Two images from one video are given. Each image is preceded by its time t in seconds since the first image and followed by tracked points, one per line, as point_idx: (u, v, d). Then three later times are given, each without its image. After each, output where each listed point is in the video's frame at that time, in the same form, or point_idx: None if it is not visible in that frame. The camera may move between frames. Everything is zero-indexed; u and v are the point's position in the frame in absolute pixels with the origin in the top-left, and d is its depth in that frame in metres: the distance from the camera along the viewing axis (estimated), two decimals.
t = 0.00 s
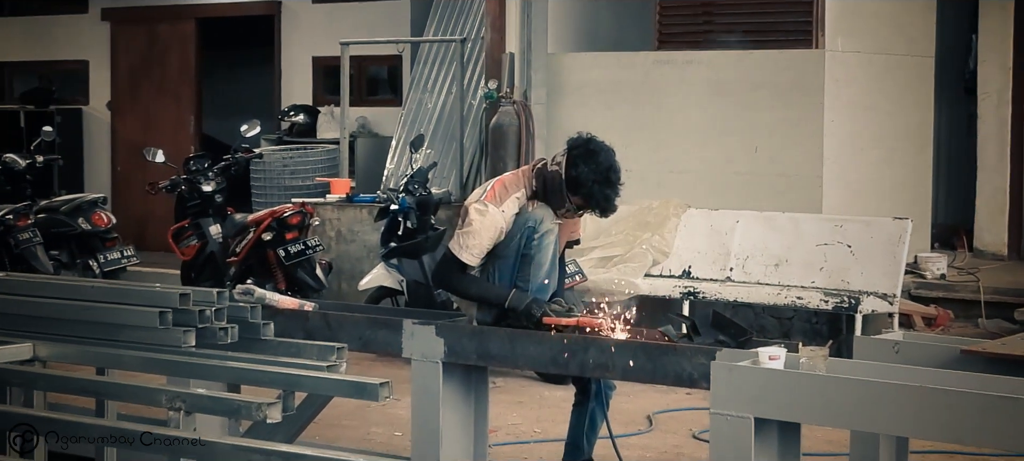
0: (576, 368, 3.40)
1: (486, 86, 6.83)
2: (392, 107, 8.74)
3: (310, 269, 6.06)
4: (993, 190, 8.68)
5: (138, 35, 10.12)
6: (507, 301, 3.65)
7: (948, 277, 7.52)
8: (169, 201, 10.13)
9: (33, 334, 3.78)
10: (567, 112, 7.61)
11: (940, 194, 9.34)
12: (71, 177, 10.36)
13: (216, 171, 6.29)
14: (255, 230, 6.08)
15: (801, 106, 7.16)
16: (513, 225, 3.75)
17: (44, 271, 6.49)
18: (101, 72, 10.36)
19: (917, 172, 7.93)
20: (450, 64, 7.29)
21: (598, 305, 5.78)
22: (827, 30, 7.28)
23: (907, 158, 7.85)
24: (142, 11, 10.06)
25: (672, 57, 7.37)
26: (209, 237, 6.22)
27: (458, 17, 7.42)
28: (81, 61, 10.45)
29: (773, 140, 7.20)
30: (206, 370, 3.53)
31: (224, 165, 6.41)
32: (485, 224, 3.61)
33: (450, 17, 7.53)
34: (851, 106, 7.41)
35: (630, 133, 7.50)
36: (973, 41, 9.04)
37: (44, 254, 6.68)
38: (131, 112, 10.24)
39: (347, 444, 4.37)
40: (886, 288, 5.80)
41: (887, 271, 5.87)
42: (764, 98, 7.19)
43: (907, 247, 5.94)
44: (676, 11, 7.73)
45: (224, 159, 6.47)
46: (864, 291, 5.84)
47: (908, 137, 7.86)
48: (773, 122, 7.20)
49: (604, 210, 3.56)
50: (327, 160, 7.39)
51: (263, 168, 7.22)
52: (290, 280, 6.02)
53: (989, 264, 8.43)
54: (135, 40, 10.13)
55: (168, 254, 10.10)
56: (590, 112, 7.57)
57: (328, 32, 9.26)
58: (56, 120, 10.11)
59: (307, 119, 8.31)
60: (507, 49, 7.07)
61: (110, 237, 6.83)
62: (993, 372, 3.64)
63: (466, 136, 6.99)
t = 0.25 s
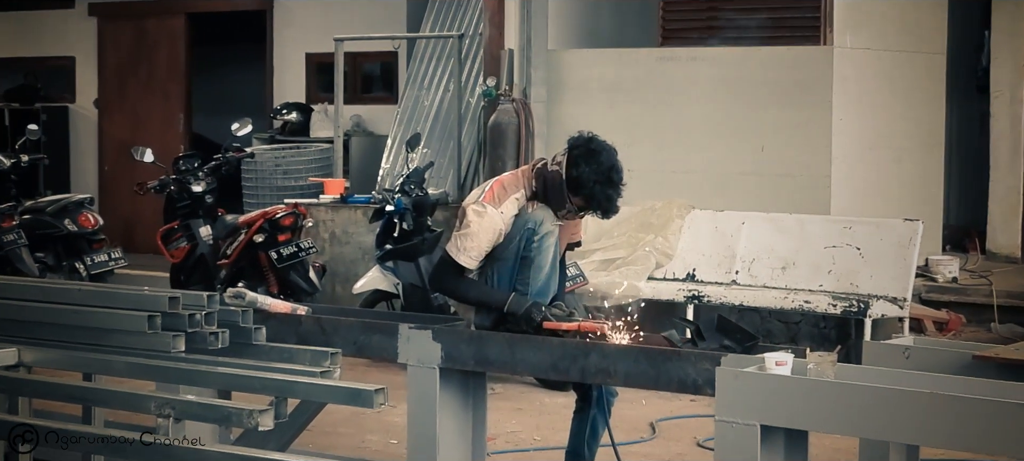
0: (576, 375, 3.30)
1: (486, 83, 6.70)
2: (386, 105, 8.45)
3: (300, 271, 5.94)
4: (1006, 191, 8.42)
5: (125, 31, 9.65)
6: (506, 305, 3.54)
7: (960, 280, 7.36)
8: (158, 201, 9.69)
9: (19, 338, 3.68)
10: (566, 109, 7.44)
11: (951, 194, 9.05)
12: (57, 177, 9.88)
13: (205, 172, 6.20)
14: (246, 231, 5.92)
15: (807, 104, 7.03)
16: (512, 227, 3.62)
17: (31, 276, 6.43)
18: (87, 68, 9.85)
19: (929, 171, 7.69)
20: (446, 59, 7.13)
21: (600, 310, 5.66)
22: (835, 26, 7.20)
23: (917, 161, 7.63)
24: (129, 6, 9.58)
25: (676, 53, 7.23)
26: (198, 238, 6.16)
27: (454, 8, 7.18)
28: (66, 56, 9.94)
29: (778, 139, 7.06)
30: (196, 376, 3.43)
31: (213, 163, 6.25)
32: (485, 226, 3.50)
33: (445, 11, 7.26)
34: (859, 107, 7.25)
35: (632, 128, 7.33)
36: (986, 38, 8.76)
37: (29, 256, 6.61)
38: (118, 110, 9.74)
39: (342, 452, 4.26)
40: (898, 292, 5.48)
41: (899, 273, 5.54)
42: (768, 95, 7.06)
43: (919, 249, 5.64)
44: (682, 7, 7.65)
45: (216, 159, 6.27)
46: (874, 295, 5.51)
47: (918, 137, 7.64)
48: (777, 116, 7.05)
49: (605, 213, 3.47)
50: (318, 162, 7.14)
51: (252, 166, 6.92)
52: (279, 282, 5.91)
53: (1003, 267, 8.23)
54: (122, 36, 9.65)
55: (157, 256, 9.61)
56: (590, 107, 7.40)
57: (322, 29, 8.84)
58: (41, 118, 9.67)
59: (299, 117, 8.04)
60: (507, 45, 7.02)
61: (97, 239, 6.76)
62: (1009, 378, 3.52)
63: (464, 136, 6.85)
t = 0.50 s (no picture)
0: (577, 380, 3.19)
1: (484, 79, 6.49)
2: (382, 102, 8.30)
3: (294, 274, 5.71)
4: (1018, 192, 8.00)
5: (111, 26, 9.23)
6: (505, 307, 3.43)
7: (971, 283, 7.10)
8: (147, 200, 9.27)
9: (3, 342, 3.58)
10: (568, 106, 7.24)
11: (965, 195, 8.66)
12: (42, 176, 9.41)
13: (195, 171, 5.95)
14: (236, 232, 5.72)
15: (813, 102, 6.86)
16: (511, 229, 3.54)
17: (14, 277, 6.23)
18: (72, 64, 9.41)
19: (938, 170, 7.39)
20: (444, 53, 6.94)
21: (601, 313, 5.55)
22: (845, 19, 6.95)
23: (930, 159, 7.37)
24: None
25: (679, 49, 7.03)
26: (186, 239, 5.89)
27: (451, 5, 7.07)
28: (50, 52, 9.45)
29: (784, 137, 6.89)
30: (185, 381, 3.32)
31: (204, 162, 6.01)
32: (481, 226, 3.36)
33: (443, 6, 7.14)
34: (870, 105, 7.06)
35: (634, 126, 7.15)
36: (998, 32, 8.38)
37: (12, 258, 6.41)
38: (105, 107, 9.32)
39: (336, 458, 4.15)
40: (908, 294, 5.35)
41: (909, 275, 5.40)
42: (773, 93, 6.91)
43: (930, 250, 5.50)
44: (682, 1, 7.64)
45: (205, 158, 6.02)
46: (885, 298, 5.39)
47: (932, 136, 7.38)
48: (783, 115, 6.89)
49: (607, 213, 3.34)
50: (313, 160, 6.97)
51: (247, 168, 6.76)
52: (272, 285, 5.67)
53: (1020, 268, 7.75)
54: (109, 30, 9.24)
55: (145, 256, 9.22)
56: (591, 104, 7.21)
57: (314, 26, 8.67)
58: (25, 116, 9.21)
59: (292, 115, 7.85)
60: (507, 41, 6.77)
61: (83, 240, 6.60)
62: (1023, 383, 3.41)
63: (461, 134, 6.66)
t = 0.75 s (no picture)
0: (578, 385, 3.08)
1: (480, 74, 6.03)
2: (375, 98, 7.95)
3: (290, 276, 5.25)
4: None
5: (99, 21, 8.98)
6: (504, 310, 3.33)
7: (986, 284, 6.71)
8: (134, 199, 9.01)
9: None
10: (569, 103, 6.79)
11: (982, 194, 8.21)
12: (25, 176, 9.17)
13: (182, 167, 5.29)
14: (228, 233, 5.22)
15: (828, 98, 6.36)
16: (511, 228, 3.38)
17: None
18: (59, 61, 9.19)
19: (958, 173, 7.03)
20: (440, 48, 6.53)
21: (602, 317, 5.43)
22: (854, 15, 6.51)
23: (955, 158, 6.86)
24: None
25: (684, 43, 6.56)
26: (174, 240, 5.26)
27: None
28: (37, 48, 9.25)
29: (797, 134, 6.40)
30: (175, 387, 3.22)
31: (192, 160, 5.34)
32: (480, 226, 3.25)
33: None
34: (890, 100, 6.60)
35: (637, 124, 6.68)
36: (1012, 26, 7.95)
37: None
38: (92, 104, 9.08)
39: None
40: (919, 295, 5.04)
41: (922, 276, 5.08)
42: (788, 88, 6.40)
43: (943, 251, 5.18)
44: None
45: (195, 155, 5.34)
46: (895, 300, 5.06)
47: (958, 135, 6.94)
48: (796, 113, 6.40)
49: (609, 212, 3.23)
50: (306, 159, 6.48)
51: (235, 165, 6.33)
52: (267, 289, 5.19)
53: None
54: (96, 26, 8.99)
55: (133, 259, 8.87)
56: (594, 102, 6.75)
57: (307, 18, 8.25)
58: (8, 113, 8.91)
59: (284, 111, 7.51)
60: (504, 35, 6.23)
61: (70, 242, 5.97)
62: None
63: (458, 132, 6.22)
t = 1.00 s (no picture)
0: (579, 391, 2.98)
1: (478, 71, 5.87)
2: (371, 95, 7.71)
3: (281, 279, 5.07)
4: None
5: (84, 15, 8.64)
6: (503, 314, 3.21)
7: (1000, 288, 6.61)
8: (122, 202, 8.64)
9: None
10: (569, 101, 6.65)
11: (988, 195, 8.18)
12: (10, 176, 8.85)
13: (171, 168, 5.20)
14: (217, 235, 5.03)
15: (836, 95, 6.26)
16: (509, 229, 3.27)
17: None
18: (43, 56, 8.85)
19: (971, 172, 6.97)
20: (436, 46, 6.39)
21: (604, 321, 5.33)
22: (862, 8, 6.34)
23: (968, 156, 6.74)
24: None
25: (688, 39, 6.42)
26: (164, 242, 5.16)
27: None
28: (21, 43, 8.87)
29: (803, 133, 6.29)
30: (164, 393, 3.12)
31: (182, 160, 5.24)
32: (476, 228, 3.15)
33: None
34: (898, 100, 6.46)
35: (641, 122, 6.53)
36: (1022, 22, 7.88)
37: None
38: (77, 100, 8.74)
39: None
40: (930, 298, 4.87)
41: (933, 277, 4.93)
42: (794, 85, 6.29)
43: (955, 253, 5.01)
44: None
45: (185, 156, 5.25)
46: (905, 304, 4.90)
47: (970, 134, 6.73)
48: (804, 110, 6.29)
49: (612, 213, 3.12)
50: (299, 159, 6.33)
51: (224, 166, 6.11)
52: (257, 291, 5.01)
53: None
54: (81, 20, 8.65)
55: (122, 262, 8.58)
56: (596, 99, 6.60)
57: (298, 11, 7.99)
58: None
59: (276, 109, 7.31)
60: (503, 32, 6.28)
61: (54, 243, 5.82)
62: None
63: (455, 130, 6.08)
